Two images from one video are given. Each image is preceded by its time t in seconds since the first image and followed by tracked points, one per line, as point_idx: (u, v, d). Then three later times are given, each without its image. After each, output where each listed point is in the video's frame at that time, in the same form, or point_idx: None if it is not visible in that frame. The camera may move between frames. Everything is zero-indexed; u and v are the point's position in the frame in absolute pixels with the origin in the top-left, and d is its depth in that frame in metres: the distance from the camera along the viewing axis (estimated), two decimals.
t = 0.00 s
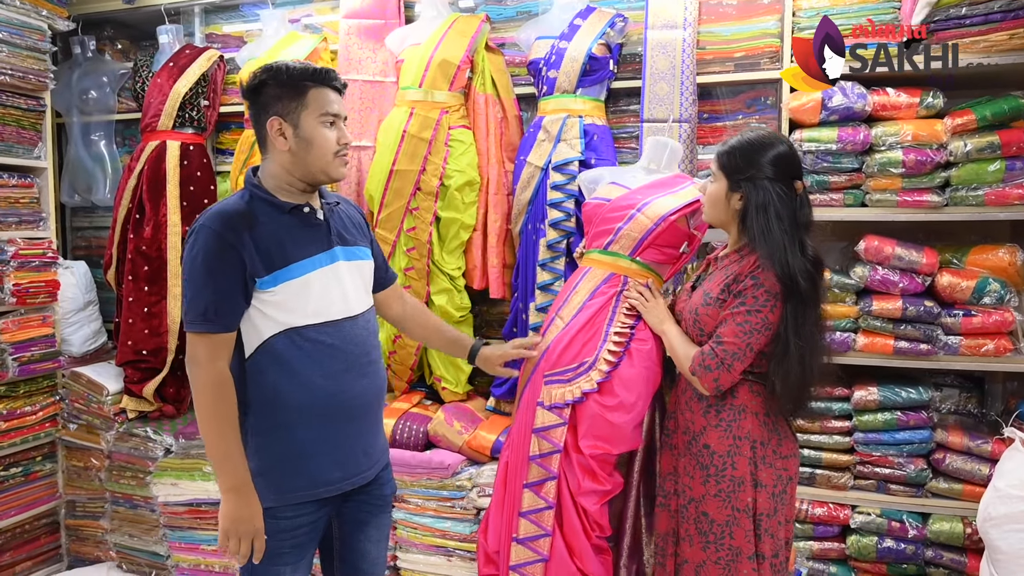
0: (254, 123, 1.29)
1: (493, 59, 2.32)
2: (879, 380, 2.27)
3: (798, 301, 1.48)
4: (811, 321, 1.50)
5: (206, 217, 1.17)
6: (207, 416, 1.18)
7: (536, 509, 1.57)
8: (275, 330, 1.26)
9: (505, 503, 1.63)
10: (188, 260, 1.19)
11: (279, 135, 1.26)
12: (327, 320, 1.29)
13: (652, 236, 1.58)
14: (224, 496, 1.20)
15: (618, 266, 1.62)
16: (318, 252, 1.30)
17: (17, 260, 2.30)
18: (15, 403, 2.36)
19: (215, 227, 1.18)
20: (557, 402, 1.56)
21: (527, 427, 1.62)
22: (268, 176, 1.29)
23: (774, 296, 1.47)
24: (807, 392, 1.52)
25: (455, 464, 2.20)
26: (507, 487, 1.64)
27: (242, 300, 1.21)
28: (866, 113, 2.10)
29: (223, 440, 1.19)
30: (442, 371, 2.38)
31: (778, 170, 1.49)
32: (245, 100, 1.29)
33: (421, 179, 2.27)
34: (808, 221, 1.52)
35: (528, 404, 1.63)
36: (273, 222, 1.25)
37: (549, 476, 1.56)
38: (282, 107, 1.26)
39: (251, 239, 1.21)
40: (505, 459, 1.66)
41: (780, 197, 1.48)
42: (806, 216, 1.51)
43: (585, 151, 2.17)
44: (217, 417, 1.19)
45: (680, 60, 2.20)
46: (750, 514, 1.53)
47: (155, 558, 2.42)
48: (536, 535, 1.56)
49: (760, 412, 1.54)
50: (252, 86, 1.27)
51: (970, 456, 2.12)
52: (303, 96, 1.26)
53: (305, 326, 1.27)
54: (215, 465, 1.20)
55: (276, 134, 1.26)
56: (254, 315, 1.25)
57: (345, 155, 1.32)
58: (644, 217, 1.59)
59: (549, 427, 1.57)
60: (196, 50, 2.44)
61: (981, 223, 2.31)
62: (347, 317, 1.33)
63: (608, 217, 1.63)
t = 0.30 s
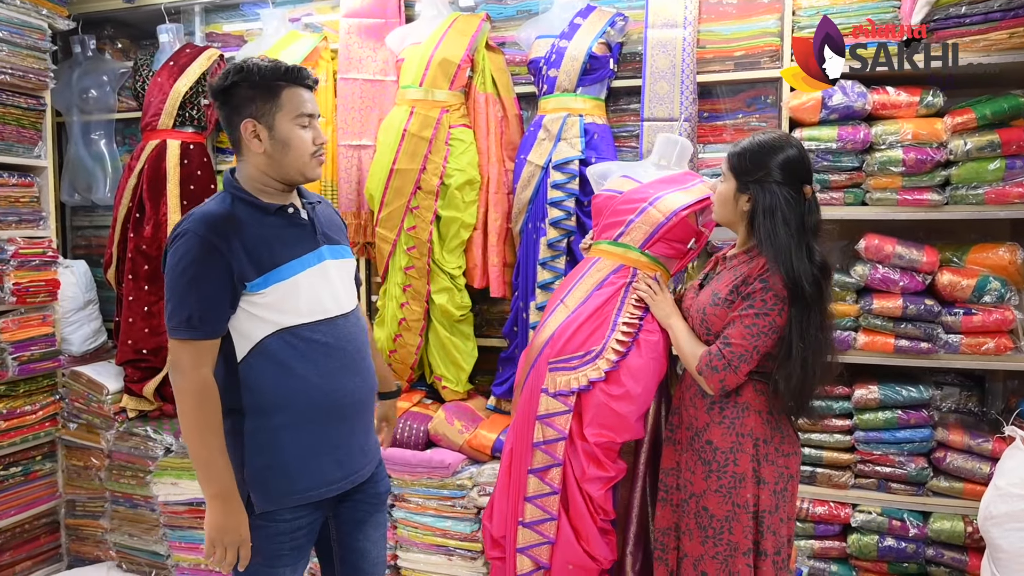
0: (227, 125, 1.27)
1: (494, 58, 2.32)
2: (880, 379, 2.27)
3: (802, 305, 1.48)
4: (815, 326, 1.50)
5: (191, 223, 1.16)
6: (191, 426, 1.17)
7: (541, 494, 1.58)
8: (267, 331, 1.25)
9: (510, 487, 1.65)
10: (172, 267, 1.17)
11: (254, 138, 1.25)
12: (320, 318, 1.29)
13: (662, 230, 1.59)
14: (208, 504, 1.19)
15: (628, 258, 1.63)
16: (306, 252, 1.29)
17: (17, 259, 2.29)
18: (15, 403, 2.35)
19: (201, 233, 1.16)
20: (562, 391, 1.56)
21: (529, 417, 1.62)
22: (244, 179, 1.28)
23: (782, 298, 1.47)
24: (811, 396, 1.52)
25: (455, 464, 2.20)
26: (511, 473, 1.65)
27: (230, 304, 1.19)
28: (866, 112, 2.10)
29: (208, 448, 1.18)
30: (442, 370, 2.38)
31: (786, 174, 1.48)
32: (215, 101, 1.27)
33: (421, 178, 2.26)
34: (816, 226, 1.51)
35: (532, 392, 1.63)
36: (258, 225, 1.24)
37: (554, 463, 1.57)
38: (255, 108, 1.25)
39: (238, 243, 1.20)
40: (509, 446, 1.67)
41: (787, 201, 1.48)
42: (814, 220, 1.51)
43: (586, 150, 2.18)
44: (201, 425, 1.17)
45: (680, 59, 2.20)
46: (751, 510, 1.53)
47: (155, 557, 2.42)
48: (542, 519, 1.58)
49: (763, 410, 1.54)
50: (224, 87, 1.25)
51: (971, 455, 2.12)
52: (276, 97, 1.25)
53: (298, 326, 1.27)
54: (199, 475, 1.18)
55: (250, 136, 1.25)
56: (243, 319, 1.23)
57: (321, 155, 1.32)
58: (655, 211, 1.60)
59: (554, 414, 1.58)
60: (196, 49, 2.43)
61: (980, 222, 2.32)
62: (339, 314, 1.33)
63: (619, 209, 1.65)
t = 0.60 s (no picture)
0: (207, 132, 1.25)
1: (495, 57, 2.32)
2: (880, 377, 2.27)
3: (811, 305, 1.48)
4: (823, 327, 1.50)
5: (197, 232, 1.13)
6: (204, 438, 1.15)
7: (540, 485, 1.58)
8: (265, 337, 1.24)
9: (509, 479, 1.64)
10: (174, 275, 1.14)
11: (238, 144, 1.24)
12: (314, 324, 1.32)
13: (671, 228, 1.62)
14: (227, 521, 1.17)
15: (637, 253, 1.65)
16: (300, 259, 1.30)
17: (17, 258, 2.29)
18: (14, 402, 2.35)
19: (210, 242, 1.14)
20: (569, 380, 1.57)
21: (533, 407, 1.62)
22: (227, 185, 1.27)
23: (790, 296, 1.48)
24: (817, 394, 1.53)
25: (456, 463, 2.19)
26: (511, 465, 1.65)
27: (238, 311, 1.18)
28: (866, 111, 2.11)
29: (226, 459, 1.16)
30: (443, 369, 2.38)
31: (799, 174, 1.49)
32: (193, 108, 1.24)
33: (421, 177, 2.27)
34: (827, 226, 1.52)
35: (538, 382, 1.63)
36: (258, 233, 1.23)
37: (556, 454, 1.57)
38: (238, 115, 1.23)
39: (244, 250, 1.18)
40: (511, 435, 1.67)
41: (801, 202, 1.49)
42: (826, 222, 1.52)
43: (587, 149, 2.18)
44: (215, 436, 1.15)
45: (680, 58, 2.21)
46: (753, 504, 1.54)
47: (155, 557, 2.41)
48: (540, 512, 1.57)
49: (768, 407, 1.55)
50: (203, 94, 1.22)
51: (971, 454, 2.12)
52: (260, 103, 1.24)
53: (295, 331, 1.28)
54: (216, 492, 1.17)
55: (234, 143, 1.24)
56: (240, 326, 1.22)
57: (305, 158, 1.31)
58: (665, 209, 1.63)
59: (558, 405, 1.59)
60: (197, 49, 2.44)
61: (980, 221, 2.32)
62: (329, 319, 1.36)
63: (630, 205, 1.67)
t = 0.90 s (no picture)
0: (197, 132, 1.25)
1: (495, 57, 2.32)
2: (880, 377, 2.27)
3: (818, 304, 1.47)
4: (831, 324, 1.49)
5: (194, 234, 1.13)
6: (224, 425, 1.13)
7: (552, 476, 1.60)
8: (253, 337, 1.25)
9: (524, 466, 1.67)
10: (172, 274, 1.13)
11: (230, 145, 1.24)
12: (303, 325, 1.32)
13: (699, 240, 1.67)
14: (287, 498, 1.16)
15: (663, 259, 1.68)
16: (290, 261, 1.31)
17: (17, 258, 2.29)
18: (15, 402, 2.35)
19: (208, 243, 1.14)
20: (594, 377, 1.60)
21: (555, 399, 1.65)
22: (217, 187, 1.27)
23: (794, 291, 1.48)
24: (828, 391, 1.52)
25: (456, 463, 2.19)
26: (528, 452, 1.69)
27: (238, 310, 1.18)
28: (865, 111, 2.11)
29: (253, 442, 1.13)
30: (443, 369, 2.38)
31: (804, 177, 1.49)
32: (184, 107, 1.24)
33: (421, 177, 2.27)
34: (833, 226, 1.52)
35: (562, 377, 1.67)
36: (253, 235, 1.23)
37: (573, 446, 1.60)
38: (230, 116, 1.23)
39: (242, 250, 1.18)
40: (531, 425, 1.71)
41: (807, 204, 1.49)
42: (831, 223, 1.52)
43: (587, 149, 2.18)
44: (237, 431, 1.12)
45: (680, 58, 2.21)
46: (760, 497, 1.54)
47: (155, 557, 2.41)
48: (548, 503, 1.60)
49: (775, 402, 1.55)
50: (195, 94, 1.22)
51: (971, 454, 2.12)
52: (251, 104, 1.24)
53: (283, 332, 1.28)
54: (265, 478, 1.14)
55: (226, 144, 1.24)
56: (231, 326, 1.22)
57: (295, 158, 1.32)
58: (693, 220, 1.68)
59: (579, 399, 1.62)
60: (197, 49, 2.44)
61: (979, 221, 2.32)
62: (316, 320, 1.37)
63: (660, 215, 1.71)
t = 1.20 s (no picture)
0: (191, 130, 1.24)
1: (494, 56, 2.32)
2: (880, 377, 2.27)
3: (819, 303, 1.48)
4: (834, 321, 1.50)
5: (173, 226, 1.16)
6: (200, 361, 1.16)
7: (596, 469, 1.66)
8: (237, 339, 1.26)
9: (569, 457, 1.74)
10: (151, 266, 1.16)
11: (225, 145, 1.24)
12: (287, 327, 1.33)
13: (739, 244, 1.66)
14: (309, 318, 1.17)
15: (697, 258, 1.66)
16: (274, 259, 1.32)
17: (16, 258, 2.29)
18: (15, 402, 2.35)
19: (186, 236, 1.17)
20: (631, 376, 1.66)
21: (597, 393, 1.72)
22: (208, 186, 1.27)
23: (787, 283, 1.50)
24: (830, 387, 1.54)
25: (455, 463, 2.20)
26: (572, 445, 1.74)
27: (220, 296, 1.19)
28: (866, 110, 2.10)
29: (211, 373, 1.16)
30: (442, 369, 2.38)
31: (809, 177, 1.47)
32: (179, 106, 1.23)
33: (421, 176, 2.26)
34: (840, 220, 1.50)
35: (602, 373, 1.74)
36: (235, 233, 1.25)
37: (614, 440, 1.66)
38: (227, 115, 1.23)
39: (219, 243, 1.20)
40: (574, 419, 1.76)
41: (815, 204, 1.46)
42: (840, 220, 1.50)
43: (586, 148, 2.18)
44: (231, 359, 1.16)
45: (680, 57, 2.21)
46: (757, 489, 1.54)
47: (155, 556, 2.42)
48: (593, 494, 1.65)
49: (773, 397, 1.55)
50: (192, 93, 1.22)
51: (971, 453, 2.12)
52: (248, 105, 1.25)
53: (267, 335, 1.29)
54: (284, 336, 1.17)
55: (221, 144, 1.24)
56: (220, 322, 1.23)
57: (289, 159, 1.33)
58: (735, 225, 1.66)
59: (618, 395, 1.68)
60: (196, 48, 2.43)
61: (980, 220, 2.32)
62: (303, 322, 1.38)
63: (701, 217, 1.69)
